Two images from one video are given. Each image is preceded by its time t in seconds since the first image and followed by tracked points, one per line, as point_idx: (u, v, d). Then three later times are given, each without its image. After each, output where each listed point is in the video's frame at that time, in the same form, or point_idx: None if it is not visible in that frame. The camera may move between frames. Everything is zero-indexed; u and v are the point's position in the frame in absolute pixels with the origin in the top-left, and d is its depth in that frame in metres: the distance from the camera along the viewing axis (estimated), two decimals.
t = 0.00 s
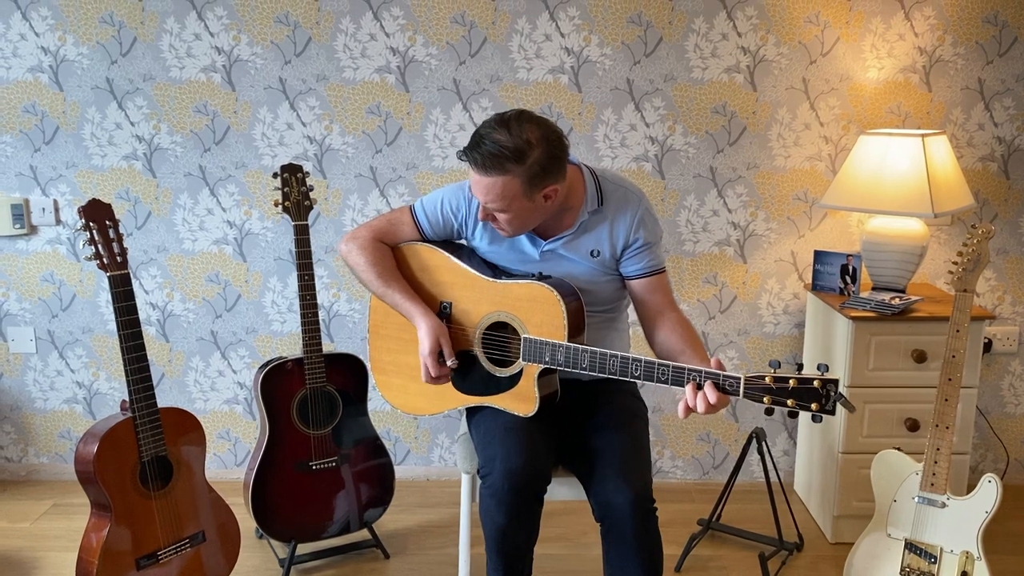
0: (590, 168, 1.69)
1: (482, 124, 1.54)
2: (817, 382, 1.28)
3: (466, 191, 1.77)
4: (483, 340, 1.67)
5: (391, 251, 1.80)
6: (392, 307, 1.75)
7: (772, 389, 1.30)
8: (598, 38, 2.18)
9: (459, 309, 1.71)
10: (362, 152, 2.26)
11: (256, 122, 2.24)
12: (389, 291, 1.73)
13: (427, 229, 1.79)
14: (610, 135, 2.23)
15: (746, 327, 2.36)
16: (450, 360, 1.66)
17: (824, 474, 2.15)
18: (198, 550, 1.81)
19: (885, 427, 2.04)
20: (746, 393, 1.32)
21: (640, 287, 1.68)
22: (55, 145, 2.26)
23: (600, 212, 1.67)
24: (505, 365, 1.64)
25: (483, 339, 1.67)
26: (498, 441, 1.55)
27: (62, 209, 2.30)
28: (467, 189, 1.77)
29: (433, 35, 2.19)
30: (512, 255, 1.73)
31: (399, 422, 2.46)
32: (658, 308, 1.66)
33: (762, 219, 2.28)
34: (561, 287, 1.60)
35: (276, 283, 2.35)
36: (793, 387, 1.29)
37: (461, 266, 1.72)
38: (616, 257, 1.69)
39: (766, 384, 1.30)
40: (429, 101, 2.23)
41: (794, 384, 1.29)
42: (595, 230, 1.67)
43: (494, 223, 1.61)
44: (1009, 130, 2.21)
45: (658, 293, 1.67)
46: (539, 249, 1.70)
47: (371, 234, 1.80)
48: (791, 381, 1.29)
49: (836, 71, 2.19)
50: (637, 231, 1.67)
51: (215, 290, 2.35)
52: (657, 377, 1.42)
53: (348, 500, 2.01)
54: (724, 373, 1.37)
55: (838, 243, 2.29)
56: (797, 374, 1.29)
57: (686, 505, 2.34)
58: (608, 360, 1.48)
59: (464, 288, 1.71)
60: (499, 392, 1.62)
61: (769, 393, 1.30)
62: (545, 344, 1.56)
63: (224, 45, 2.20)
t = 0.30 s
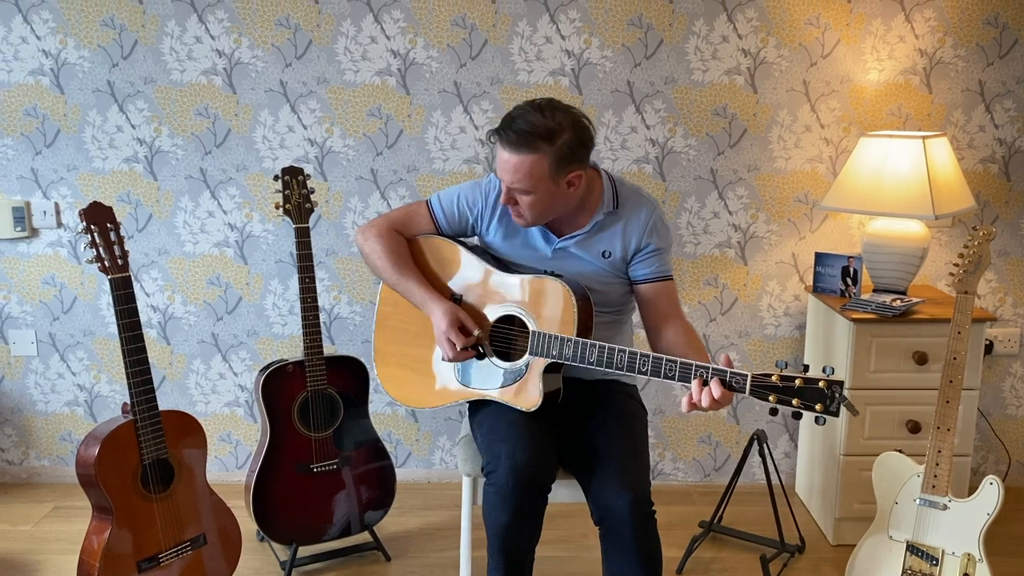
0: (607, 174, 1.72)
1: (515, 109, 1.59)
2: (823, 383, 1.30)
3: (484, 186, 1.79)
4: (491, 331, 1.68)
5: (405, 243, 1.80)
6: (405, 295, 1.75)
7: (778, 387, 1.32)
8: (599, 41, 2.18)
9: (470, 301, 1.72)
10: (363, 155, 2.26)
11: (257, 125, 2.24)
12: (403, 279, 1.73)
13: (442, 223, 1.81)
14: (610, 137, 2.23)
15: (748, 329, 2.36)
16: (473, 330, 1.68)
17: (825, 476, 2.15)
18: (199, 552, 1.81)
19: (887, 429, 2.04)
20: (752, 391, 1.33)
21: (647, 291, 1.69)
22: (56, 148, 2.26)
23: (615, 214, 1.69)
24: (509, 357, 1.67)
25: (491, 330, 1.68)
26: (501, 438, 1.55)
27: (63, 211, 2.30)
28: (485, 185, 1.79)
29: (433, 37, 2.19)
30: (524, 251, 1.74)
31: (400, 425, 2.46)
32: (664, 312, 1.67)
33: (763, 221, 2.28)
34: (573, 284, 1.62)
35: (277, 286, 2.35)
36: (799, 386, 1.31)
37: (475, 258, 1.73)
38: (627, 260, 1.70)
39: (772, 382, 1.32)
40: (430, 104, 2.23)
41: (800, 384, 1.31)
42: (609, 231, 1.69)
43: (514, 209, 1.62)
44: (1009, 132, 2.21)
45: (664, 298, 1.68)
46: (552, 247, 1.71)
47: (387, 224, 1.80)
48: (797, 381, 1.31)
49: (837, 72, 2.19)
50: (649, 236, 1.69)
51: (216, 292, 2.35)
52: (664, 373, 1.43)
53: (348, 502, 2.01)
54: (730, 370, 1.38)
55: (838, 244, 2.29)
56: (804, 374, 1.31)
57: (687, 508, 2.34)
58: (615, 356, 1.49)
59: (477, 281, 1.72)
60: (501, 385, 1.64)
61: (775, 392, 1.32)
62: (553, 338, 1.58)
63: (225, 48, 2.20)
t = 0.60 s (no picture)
0: (635, 180, 1.78)
1: (558, 99, 1.65)
2: (835, 380, 1.33)
3: (515, 179, 1.82)
4: (510, 313, 1.69)
5: (432, 227, 1.81)
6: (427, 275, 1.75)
7: (791, 381, 1.35)
8: (599, 43, 2.18)
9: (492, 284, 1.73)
10: (365, 157, 2.26)
11: (258, 127, 2.25)
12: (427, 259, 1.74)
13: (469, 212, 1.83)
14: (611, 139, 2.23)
15: (749, 330, 2.36)
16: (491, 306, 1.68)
17: (827, 478, 2.15)
18: (200, 554, 1.81)
19: (888, 430, 2.04)
20: (764, 382, 1.37)
21: (660, 295, 1.72)
22: (58, 150, 2.27)
23: (640, 217, 1.74)
24: (524, 341, 1.68)
25: (510, 311, 1.69)
26: (514, 429, 1.56)
27: (64, 214, 2.30)
28: (516, 178, 1.82)
29: (434, 39, 2.19)
30: (548, 244, 1.77)
31: (402, 426, 2.46)
32: (674, 317, 1.69)
33: (764, 222, 2.28)
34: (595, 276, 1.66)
35: (278, 287, 2.35)
36: (812, 381, 1.35)
37: (502, 247, 1.75)
38: (646, 262, 1.75)
39: (785, 376, 1.36)
40: (431, 106, 2.23)
41: (813, 379, 1.35)
42: (633, 232, 1.74)
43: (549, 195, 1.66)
44: (1010, 133, 2.21)
45: (675, 304, 1.70)
46: (576, 242, 1.75)
47: (416, 209, 1.82)
48: (810, 375, 1.35)
49: (838, 73, 2.19)
50: (670, 241, 1.74)
51: (217, 294, 2.36)
52: (678, 362, 1.46)
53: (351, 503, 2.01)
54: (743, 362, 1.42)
55: (839, 246, 2.30)
56: (817, 370, 1.35)
57: (688, 509, 2.34)
58: (631, 343, 1.52)
59: (500, 266, 1.73)
60: (514, 367, 1.64)
61: (788, 385, 1.35)
62: (570, 322, 1.59)
63: (226, 50, 2.20)
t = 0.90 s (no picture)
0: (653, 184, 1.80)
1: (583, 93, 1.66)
2: (847, 381, 1.33)
3: (536, 175, 1.83)
4: (523, 306, 1.69)
5: (452, 216, 1.82)
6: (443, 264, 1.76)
7: (803, 379, 1.35)
8: (599, 43, 2.18)
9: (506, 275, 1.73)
10: (365, 157, 2.26)
11: (258, 128, 2.24)
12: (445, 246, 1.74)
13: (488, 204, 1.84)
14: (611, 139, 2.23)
15: (750, 330, 2.36)
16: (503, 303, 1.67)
17: (827, 478, 2.15)
18: (200, 555, 1.81)
19: (889, 430, 2.04)
20: (776, 379, 1.37)
21: (670, 296, 1.73)
22: (58, 151, 2.27)
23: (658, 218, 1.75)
24: (535, 333, 1.67)
25: (523, 304, 1.69)
26: (524, 420, 1.54)
27: (65, 215, 2.30)
28: (537, 173, 1.83)
29: (434, 40, 2.19)
30: (565, 238, 1.77)
31: (403, 426, 2.45)
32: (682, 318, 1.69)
33: (765, 222, 2.28)
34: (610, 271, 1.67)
35: (279, 288, 2.35)
36: (824, 381, 1.34)
37: (519, 239, 1.75)
38: (659, 264, 1.76)
39: (797, 374, 1.35)
40: (431, 106, 2.23)
41: (825, 379, 1.34)
42: (649, 232, 1.74)
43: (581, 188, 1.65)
44: (1011, 134, 2.21)
45: (683, 305, 1.70)
46: (593, 238, 1.75)
47: (437, 198, 1.83)
48: (822, 375, 1.34)
49: (838, 73, 2.19)
50: (685, 244, 1.75)
51: (218, 295, 2.36)
52: (691, 357, 1.46)
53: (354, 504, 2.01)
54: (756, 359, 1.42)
55: (840, 246, 2.29)
56: (829, 370, 1.34)
57: (688, 510, 2.33)
58: (645, 336, 1.52)
59: (517, 258, 1.74)
60: (522, 356, 1.63)
61: (799, 384, 1.35)
62: (584, 314, 1.59)
63: (226, 51, 2.20)
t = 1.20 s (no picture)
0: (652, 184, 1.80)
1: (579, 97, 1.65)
2: (845, 385, 1.33)
3: (535, 175, 1.83)
4: (520, 309, 1.69)
5: (451, 217, 1.82)
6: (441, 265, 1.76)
7: (801, 383, 1.35)
8: (599, 43, 2.18)
9: (503, 278, 1.73)
10: (365, 157, 2.26)
11: (258, 128, 2.25)
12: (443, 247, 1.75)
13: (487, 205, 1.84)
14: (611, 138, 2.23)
15: (750, 330, 2.36)
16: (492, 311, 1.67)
17: (827, 478, 2.15)
18: (200, 555, 1.81)
19: (889, 430, 2.04)
20: (774, 382, 1.37)
21: (668, 296, 1.73)
22: (58, 151, 2.27)
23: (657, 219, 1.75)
24: (534, 335, 1.67)
25: (520, 307, 1.69)
26: (521, 426, 1.55)
27: (65, 215, 2.31)
28: (536, 174, 1.84)
29: (434, 40, 2.19)
30: (564, 239, 1.78)
31: (403, 427, 2.46)
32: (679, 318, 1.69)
33: (765, 222, 2.28)
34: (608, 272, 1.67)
35: (278, 288, 2.35)
36: (821, 385, 1.35)
37: (517, 239, 1.76)
38: (658, 264, 1.76)
39: (795, 377, 1.36)
40: (430, 106, 2.23)
41: (822, 382, 1.35)
42: (648, 233, 1.74)
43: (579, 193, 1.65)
44: (1011, 133, 2.21)
45: (681, 306, 1.71)
46: (592, 239, 1.76)
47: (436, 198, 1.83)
48: (819, 379, 1.35)
49: (838, 73, 2.19)
50: (684, 245, 1.75)
51: (217, 295, 2.36)
52: (689, 360, 1.46)
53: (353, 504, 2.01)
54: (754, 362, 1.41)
55: (840, 245, 2.29)
56: (827, 374, 1.35)
57: (688, 509, 2.33)
58: (643, 339, 1.52)
59: (514, 260, 1.74)
60: (521, 358, 1.64)
61: (797, 388, 1.36)
62: (583, 317, 1.59)
63: (226, 51, 2.20)
